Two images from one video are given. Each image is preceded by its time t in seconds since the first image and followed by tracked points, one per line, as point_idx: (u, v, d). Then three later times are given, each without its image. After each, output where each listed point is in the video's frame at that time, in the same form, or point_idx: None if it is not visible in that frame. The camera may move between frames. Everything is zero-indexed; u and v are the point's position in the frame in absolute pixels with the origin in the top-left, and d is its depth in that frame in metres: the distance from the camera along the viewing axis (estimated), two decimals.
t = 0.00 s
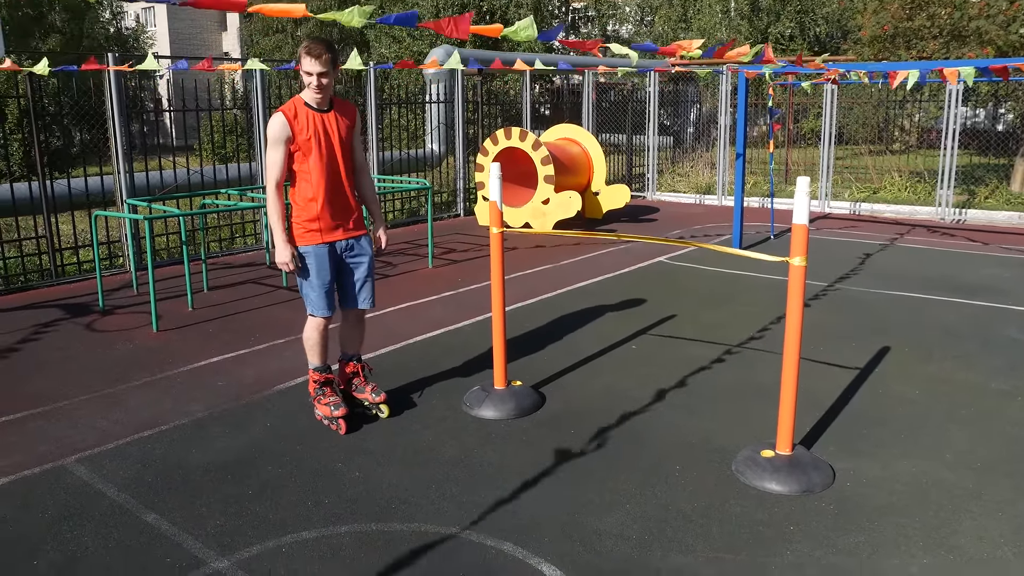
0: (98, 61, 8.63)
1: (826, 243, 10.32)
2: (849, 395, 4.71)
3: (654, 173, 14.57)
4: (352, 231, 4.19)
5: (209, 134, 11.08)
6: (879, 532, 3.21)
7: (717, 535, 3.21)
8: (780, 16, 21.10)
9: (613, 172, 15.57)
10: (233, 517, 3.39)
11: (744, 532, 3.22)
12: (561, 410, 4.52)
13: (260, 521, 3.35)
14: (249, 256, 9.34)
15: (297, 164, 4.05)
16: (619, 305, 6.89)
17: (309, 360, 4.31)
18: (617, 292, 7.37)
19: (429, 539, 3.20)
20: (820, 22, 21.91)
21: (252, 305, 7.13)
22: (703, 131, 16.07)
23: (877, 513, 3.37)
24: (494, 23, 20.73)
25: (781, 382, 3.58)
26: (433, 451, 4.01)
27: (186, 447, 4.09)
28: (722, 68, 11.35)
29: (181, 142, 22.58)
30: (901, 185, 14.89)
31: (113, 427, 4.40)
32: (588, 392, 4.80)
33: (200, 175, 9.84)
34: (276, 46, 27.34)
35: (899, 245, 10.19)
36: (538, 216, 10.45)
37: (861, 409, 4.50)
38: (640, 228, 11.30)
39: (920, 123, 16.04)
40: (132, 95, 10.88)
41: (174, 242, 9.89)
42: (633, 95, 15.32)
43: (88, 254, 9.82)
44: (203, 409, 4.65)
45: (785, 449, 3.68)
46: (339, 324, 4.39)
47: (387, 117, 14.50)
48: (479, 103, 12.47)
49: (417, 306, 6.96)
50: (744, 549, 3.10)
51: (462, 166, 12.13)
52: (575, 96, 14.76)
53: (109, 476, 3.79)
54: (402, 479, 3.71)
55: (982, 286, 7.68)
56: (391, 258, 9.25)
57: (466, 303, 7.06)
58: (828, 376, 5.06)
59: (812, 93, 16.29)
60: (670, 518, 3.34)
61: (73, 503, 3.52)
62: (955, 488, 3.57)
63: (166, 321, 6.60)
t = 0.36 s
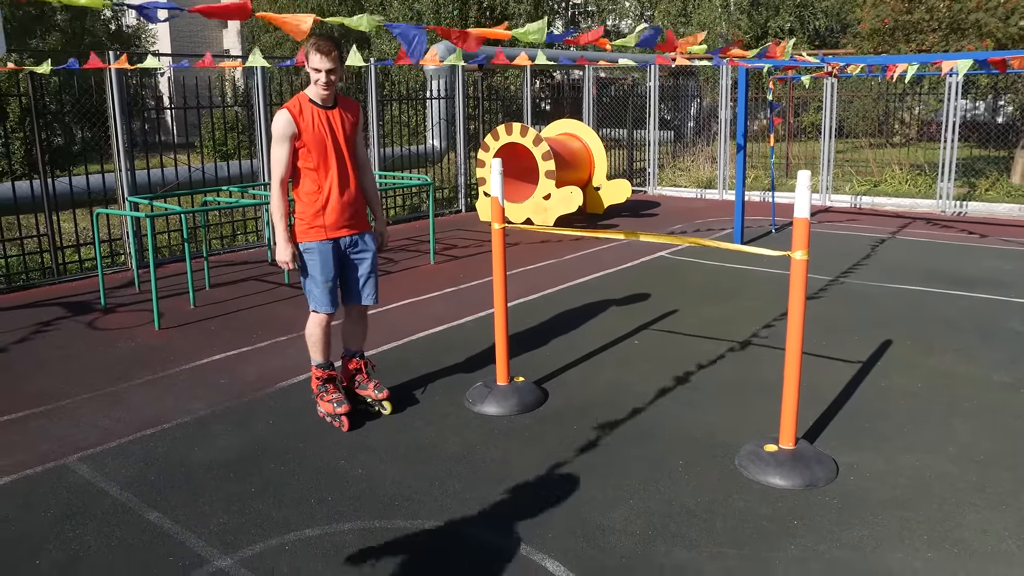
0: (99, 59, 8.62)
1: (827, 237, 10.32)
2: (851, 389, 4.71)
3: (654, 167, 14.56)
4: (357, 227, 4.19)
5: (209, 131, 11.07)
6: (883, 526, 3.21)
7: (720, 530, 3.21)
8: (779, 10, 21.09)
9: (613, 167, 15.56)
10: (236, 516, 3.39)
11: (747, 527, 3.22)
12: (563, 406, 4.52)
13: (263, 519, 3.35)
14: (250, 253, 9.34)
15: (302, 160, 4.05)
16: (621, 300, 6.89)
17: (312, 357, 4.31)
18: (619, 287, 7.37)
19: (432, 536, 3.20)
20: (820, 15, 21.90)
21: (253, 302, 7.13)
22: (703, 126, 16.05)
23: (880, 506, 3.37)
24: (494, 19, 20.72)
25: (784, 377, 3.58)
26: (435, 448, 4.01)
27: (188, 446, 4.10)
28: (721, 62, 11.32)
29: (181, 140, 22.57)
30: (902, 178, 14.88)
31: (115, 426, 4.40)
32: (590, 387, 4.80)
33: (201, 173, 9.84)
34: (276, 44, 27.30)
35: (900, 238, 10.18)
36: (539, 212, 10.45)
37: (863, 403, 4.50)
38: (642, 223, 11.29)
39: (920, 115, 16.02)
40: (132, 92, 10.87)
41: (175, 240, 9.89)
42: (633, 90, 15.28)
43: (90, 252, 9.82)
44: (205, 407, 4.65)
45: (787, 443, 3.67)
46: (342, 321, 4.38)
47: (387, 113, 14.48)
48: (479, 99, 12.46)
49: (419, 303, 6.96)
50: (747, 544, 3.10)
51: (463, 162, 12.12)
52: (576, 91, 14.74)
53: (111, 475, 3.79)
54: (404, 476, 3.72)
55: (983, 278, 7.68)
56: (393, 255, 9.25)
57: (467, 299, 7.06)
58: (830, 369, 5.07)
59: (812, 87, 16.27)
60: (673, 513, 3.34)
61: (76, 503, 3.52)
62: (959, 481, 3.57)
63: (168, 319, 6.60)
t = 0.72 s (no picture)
0: (94, 68, 8.61)
1: (820, 247, 10.36)
2: (845, 401, 4.72)
3: (649, 178, 14.61)
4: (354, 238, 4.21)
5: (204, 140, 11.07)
6: (876, 537, 3.22)
7: (715, 541, 3.21)
8: (773, 22, 21.29)
9: (608, 177, 15.61)
10: (229, 526, 3.38)
11: (741, 539, 3.22)
12: (556, 416, 4.52)
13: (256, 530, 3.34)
14: (244, 263, 9.33)
15: (302, 170, 4.05)
16: (616, 310, 6.90)
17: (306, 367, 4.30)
18: (613, 297, 7.38)
19: (426, 548, 3.19)
20: (813, 27, 22.08)
21: (247, 312, 7.11)
22: (697, 136, 16.15)
23: (874, 518, 3.37)
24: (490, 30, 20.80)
25: (777, 388, 3.59)
26: (430, 459, 4.00)
27: (182, 456, 4.08)
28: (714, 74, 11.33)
29: (176, 149, 22.60)
30: (895, 189, 14.96)
31: (108, 436, 4.38)
32: (585, 398, 4.80)
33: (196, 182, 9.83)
34: (271, 52, 27.35)
35: (893, 249, 10.23)
36: (533, 222, 10.47)
37: (856, 414, 4.51)
38: (636, 234, 11.32)
39: (913, 127, 16.12)
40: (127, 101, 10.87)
41: (170, 249, 9.88)
42: (627, 101, 15.36)
43: (83, 261, 9.80)
44: (198, 417, 4.64)
45: (781, 455, 3.68)
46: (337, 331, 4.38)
47: (382, 123, 14.50)
48: (474, 109, 12.50)
49: (414, 313, 6.95)
50: (742, 555, 3.10)
51: (458, 172, 12.15)
52: (570, 101, 14.78)
53: (103, 486, 3.77)
54: (398, 487, 3.71)
55: (976, 289, 7.71)
56: (387, 265, 9.24)
57: (462, 309, 7.06)
58: (824, 381, 5.08)
59: (806, 98, 16.40)
60: (667, 524, 3.34)
61: (67, 514, 3.50)
62: (952, 493, 3.58)
63: (161, 328, 6.58)
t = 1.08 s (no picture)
0: (94, 68, 8.62)
1: (820, 249, 10.36)
2: (844, 402, 4.72)
3: (649, 180, 14.61)
4: (355, 238, 4.21)
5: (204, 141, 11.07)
6: (874, 538, 3.22)
7: (714, 542, 3.21)
8: (774, 24, 21.33)
9: (608, 178, 15.62)
10: (229, 526, 3.38)
11: (740, 540, 3.22)
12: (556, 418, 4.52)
13: (255, 530, 3.34)
14: (244, 264, 9.33)
15: (304, 170, 4.05)
16: (615, 312, 6.90)
17: (307, 367, 4.31)
18: (612, 299, 7.38)
19: (427, 547, 3.20)
20: (814, 29, 22.10)
21: (247, 313, 7.11)
22: (697, 138, 16.17)
23: (872, 519, 3.37)
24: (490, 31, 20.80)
25: (777, 389, 3.59)
26: (430, 459, 4.00)
27: (181, 456, 4.08)
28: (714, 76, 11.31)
29: (176, 150, 22.59)
30: (895, 191, 14.97)
31: (108, 436, 4.38)
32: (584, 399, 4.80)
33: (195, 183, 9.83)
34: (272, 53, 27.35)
35: (893, 251, 10.23)
36: (533, 224, 10.47)
37: (856, 416, 4.51)
38: (636, 235, 11.32)
39: (913, 129, 16.12)
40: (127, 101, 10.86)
41: (169, 249, 9.88)
42: (627, 102, 15.37)
43: (82, 262, 9.80)
44: (198, 417, 4.64)
45: (780, 455, 3.68)
46: (337, 331, 4.39)
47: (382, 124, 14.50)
48: (474, 110, 12.50)
49: (413, 314, 6.95)
50: (742, 556, 3.11)
51: (458, 173, 12.15)
52: (571, 103, 14.78)
53: (103, 486, 3.77)
54: (398, 487, 3.71)
55: (976, 292, 7.71)
56: (387, 266, 9.24)
57: (462, 311, 7.05)
58: (824, 382, 5.08)
59: (806, 101, 16.41)
60: (666, 525, 3.34)
61: (66, 513, 3.50)
62: (952, 495, 3.58)
63: (161, 329, 6.59)
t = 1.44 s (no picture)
0: (92, 62, 8.58)
1: (819, 245, 10.37)
2: (843, 398, 4.73)
3: (647, 175, 14.61)
4: (354, 233, 4.20)
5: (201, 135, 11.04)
6: (872, 534, 3.22)
7: (712, 537, 3.21)
8: (773, 20, 21.32)
9: (606, 174, 15.61)
10: (228, 520, 3.38)
11: (739, 535, 3.22)
12: (555, 413, 4.52)
13: (254, 524, 3.34)
14: (242, 258, 9.32)
15: (302, 164, 4.04)
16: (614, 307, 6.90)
17: (305, 362, 4.31)
18: (611, 294, 7.38)
19: (425, 542, 3.20)
20: (813, 25, 22.09)
21: (246, 307, 7.10)
22: (696, 134, 16.18)
23: (871, 515, 3.38)
24: (488, 26, 20.75)
25: (776, 384, 3.58)
26: (429, 454, 4.00)
27: (180, 450, 4.07)
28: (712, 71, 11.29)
29: (175, 145, 22.55)
30: (894, 188, 14.97)
31: (106, 430, 4.38)
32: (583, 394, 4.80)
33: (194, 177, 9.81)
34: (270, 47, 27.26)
35: (892, 247, 10.23)
36: (532, 219, 10.46)
37: (854, 412, 4.52)
38: (635, 231, 11.32)
39: (912, 125, 16.13)
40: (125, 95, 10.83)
41: (167, 244, 9.86)
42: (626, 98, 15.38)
43: (80, 256, 9.78)
44: (197, 411, 4.63)
45: (779, 451, 3.67)
46: (336, 326, 4.38)
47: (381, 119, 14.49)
48: (473, 104, 12.48)
49: (412, 308, 6.95)
50: (741, 551, 3.11)
51: (457, 168, 12.14)
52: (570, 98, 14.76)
53: (101, 480, 3.77)
54: (397, 482, 3.71)
55: (975, 288, 7.72)
56: (385, 261, 9.24)
57: (460, 305, 7.05)
58: (822, 378, 5.08)
59: (805, 96, 16.41)
60: (665, 520, 3.34)
61: (65, 507, 3.50)
62: (950, 491, 3.58)
63: (159, 323, 6.58)
